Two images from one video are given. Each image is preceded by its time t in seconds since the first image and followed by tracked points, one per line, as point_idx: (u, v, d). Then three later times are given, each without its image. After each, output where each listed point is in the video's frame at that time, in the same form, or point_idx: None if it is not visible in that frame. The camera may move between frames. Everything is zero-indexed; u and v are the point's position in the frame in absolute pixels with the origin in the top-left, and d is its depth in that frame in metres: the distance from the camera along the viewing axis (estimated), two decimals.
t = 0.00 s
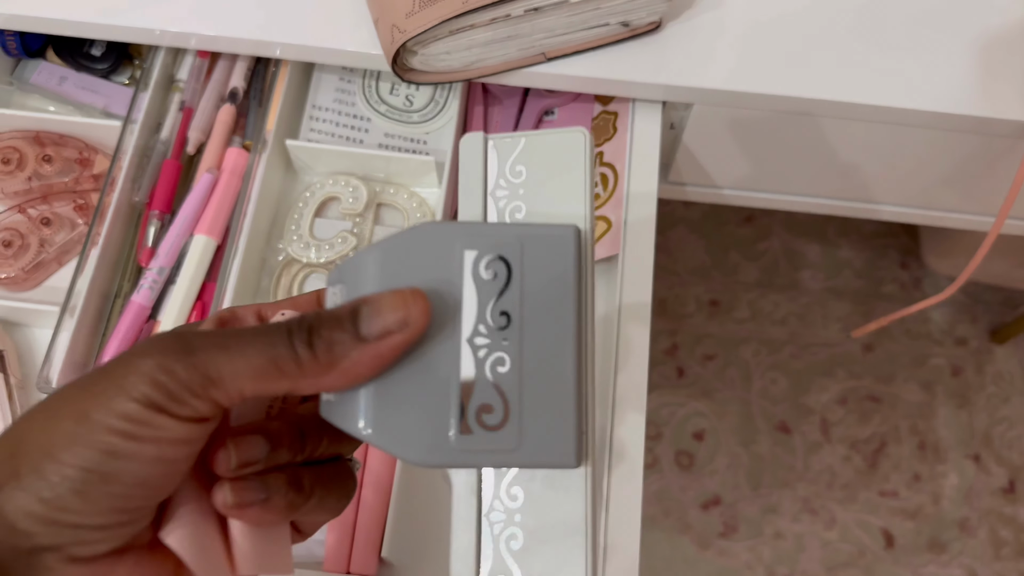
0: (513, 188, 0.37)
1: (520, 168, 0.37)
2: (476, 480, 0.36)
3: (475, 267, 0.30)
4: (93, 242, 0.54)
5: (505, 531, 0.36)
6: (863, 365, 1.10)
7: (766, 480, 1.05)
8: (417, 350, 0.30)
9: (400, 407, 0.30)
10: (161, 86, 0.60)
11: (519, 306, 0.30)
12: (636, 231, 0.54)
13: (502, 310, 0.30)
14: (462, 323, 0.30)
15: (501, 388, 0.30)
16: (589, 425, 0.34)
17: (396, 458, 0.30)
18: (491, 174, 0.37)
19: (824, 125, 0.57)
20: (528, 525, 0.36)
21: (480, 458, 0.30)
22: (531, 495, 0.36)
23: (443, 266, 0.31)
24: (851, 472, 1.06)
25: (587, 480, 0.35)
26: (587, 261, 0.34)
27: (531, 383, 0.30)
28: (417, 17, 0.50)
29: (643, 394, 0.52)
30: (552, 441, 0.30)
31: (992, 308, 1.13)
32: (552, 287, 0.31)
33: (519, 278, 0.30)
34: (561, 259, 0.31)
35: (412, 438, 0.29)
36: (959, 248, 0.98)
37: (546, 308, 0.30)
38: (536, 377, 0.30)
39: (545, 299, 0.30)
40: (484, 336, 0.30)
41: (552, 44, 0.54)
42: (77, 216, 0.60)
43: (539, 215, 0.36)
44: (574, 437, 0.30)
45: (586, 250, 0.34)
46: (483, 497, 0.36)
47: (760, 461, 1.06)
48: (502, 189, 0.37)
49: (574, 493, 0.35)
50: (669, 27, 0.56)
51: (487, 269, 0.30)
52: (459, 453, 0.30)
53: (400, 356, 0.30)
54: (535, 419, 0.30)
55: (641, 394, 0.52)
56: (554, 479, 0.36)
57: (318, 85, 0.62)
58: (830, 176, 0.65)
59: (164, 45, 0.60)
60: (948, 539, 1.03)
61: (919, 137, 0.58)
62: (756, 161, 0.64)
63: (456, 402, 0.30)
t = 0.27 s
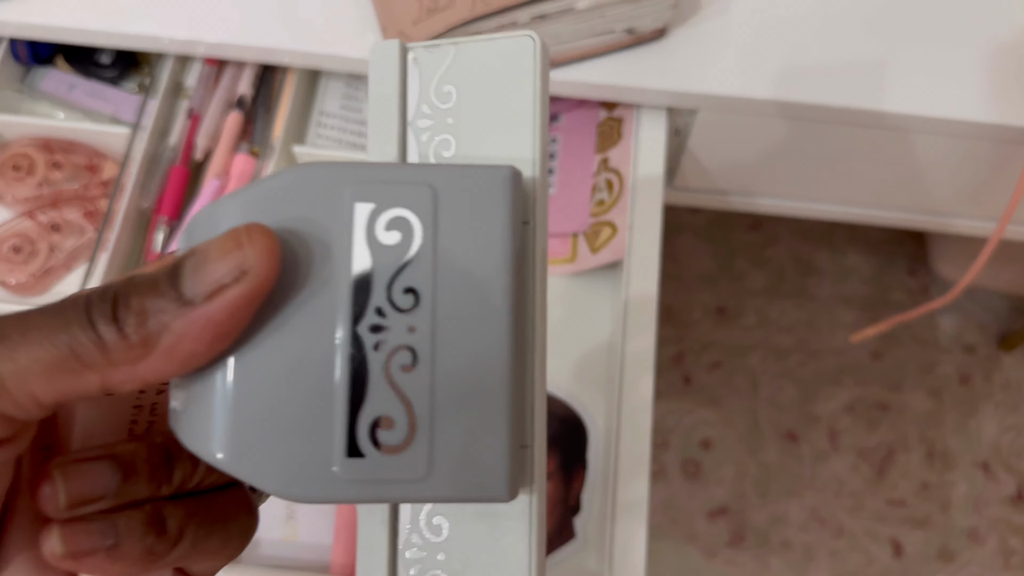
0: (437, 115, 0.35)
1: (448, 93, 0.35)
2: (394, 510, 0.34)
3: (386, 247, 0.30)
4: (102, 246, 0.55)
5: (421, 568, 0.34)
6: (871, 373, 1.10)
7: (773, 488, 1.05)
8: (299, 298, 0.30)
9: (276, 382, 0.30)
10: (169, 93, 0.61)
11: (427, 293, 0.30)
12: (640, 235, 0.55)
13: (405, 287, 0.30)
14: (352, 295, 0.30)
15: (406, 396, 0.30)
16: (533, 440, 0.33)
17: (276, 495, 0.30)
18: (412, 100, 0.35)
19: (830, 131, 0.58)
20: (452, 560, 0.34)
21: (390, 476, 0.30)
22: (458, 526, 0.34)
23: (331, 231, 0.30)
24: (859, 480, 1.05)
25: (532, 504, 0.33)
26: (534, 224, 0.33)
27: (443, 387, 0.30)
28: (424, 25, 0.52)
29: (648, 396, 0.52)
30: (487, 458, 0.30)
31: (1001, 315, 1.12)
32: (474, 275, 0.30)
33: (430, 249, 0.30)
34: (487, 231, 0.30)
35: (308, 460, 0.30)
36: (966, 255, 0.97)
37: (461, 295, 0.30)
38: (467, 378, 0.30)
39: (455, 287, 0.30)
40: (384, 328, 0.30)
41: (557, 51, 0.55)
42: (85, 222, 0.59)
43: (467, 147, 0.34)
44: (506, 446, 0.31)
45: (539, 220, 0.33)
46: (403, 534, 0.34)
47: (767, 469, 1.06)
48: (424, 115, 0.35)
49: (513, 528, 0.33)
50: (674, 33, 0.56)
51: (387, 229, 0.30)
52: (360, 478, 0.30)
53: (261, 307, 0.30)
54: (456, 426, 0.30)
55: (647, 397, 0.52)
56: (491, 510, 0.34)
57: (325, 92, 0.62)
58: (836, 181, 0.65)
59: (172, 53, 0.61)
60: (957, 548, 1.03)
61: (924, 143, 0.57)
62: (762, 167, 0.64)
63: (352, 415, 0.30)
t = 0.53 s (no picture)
0: (313, 85, 0.34)
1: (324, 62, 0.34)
2: (227, 493, 0.32)
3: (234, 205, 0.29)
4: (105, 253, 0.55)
5: (248, 570, 0.31)
6: (876, 380, 1.09)
7: (778, 497, 1.04)
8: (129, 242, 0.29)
9: (93, 332, 0.28)
10: (169, 99, 0.62)
11: (268, 255, 0.29)
12: (639, 241, 0.55)
13: (246, 247, 0.29)
14: (187, 250, 0.29)
15: (234, 366, 0.28)
16: (382, 432, 0.31)
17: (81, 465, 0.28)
18: (288, 67, 0.34)
19: (833, 136, 0.57)
20: (281, 561, 0.31)
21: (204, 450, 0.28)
22: (292, 525, 0.31)
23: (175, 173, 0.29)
24: (864, 488, 1.04)
25: (372, 506, 0.31)
26: (401, 204, 0.32)
27: (277, 360, 0.28)
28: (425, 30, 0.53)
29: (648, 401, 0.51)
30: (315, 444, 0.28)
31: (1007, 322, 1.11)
32: (324, 240, 0.29)
33: (275, 204, 0.29)
34: (342, 199, 0.29)
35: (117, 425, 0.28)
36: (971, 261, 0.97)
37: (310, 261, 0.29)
38: (302, 350, 0.29)
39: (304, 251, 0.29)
40: (214, 286, 0.29)
41: (556, 56, 0.54)
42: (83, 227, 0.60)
43: (341, 113, 0.34)
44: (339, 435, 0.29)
45: (406, 199, 0.32)
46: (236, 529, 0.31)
47: (772, 477, 1.05)
48: (299, 85, 0.34)
49: (348, 530, 0.31)
50: (676, 39, 0.56)
51: (230, 182, 0.29)
52: (167, 446, 0.28)
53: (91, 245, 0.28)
54: (282, 401, 0.28)
55: (648, 403, 0.51)
56: (326, 511, 0.31)
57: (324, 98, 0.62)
58: (839, 187, 0.65)
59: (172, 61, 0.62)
60: (963, 557, 1.02)
61: (927, 147, 0.57)
62: (764, 173, 0.64)
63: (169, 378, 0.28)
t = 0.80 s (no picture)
0: (268, 72, 0.34)
1: (277, 52, 0.34)
2: (159, 485, 0.32)
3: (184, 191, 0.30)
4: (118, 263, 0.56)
5: (181, 567, 0.31)
6: (879, 385, 1.09)
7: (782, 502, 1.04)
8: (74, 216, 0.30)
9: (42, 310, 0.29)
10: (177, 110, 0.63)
11: (215, 243, 0.29)
12: (645, 247, 0.55)
13: (194, 234, 0.29)
14: (134, 235, 0.29)
15: (177, 356, 0.29)
16: (326, 431, 0.31)
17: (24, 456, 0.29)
18: (243, 55, 0.35)
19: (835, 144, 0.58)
20: (215, 558, 0.31)
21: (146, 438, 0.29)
22: (226, 522, 0.32)
23: (128, 156, 0.30)
24: (868, 494, 1.04)
25: (315, 505, 0.31)
26: (358, 197, 0.32)
27: (222, 353, 0.29)
28: (432, 41, 0.52)
29: (654, 406, 0.52)
30: (255, 439, 0.29)
31: (1009, 327, 1.12)
32: (271, 233, 0.30)
33: (225, 190, 0.30)
34: (297, 196, 0.30)
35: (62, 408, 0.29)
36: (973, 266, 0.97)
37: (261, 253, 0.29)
38: (247, 344, 0.29)
39: (253, 242, 0.29)
40: (161, 273, 0.29)
41: (562, 66, 0.55)
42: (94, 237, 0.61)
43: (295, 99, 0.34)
44: (281, 433, 0.29)
45: (363, 192, 0.32)
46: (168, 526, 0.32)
47: (776, 483, 1.05)
48: (253, 72, 0.35)
49: (288, 530, 0.31)
50: (679, 48, 0.57)
51: (182, 165, 0.30)
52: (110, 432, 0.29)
53: (35, 200, 0.29)
54: (222, 390, 0.29)
55: (654, 409, 0.52)
56: (268, 511, 0.31)
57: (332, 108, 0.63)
58: (842, 194, 0.66)
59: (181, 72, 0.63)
60: (968, 562, 1.02)
61: (927, 154, 0.58)
62: (767, 181, 0.65)
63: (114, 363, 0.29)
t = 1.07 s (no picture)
0: (215, 59, 0.34)
1: (226, 39, 0.34)
2: (125, 485, 0.32)
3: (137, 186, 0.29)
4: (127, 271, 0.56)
5: (154, 566, 0.32)
6: (880, 391, 1.10)
7: (784, 507, 1.05)
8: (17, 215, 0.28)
9: None
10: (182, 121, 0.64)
11: (170, 239, 0.28)
12: (645, 255, 0.56)
13: (146, 228, 0.29)
14: (88, 234, 0.29)
15: (136, 357, 0.28)
16: (295, 421, 0.31)
17: None
18: (193, 37, 0.35)
19: (835, 152, 0.59)
20: (188, 554, 0.32)
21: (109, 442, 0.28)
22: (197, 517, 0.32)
23: (75, 152, 0.29)
24: (870, 498, 1.05)
25: (287, 494, 0.31)
26: (318, 183, 0.32)
27: (179, 353, 0.28)
28: (433, 53, 0.52)
29: (655, 412, 0.52)
30: (222, 435, 0.28)
31: (1008, 332, 1.12)
32: (228, 226, 0.29)
33: (179, 183, 0.29)
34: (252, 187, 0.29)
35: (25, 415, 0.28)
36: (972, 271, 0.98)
37: (216, 245, 0.29)
38: (205, 342, 0.28)
39: (209, 235, 0.29)
40: (115, 271, 0.28)
41: (562, 76, 0.56)
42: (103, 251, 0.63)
43: (245, 92, 0.34)
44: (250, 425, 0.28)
45: (324, 179, 0.32)
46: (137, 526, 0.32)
47: (778, 488, 1.05)
48: (202, 56, 0.34)
49: (259, 518, 0.31)
50: (678, 58, 0.58)
51: (132, 161, 0.29)
52: (71, 438, 0.28)
53: None
54: (182, 388, 0.28)
55: (655, 416, 0.52)
56: (239, 506, 0.32)
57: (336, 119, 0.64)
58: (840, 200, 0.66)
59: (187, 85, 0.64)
60: (969, 566, 1.02)
61: (925, 161, 0.59)
62: (765, 188, 0.66)
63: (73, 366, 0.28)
